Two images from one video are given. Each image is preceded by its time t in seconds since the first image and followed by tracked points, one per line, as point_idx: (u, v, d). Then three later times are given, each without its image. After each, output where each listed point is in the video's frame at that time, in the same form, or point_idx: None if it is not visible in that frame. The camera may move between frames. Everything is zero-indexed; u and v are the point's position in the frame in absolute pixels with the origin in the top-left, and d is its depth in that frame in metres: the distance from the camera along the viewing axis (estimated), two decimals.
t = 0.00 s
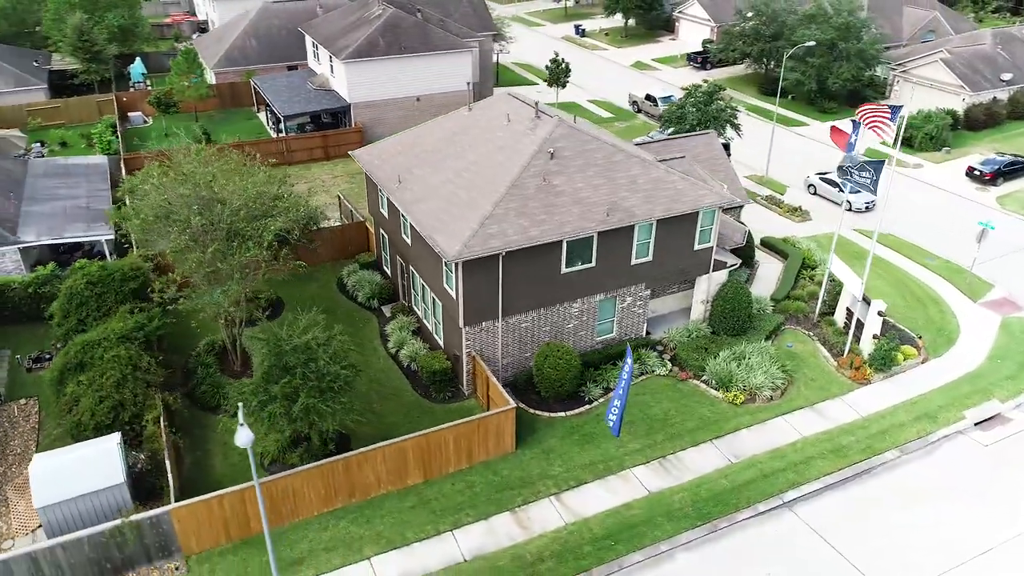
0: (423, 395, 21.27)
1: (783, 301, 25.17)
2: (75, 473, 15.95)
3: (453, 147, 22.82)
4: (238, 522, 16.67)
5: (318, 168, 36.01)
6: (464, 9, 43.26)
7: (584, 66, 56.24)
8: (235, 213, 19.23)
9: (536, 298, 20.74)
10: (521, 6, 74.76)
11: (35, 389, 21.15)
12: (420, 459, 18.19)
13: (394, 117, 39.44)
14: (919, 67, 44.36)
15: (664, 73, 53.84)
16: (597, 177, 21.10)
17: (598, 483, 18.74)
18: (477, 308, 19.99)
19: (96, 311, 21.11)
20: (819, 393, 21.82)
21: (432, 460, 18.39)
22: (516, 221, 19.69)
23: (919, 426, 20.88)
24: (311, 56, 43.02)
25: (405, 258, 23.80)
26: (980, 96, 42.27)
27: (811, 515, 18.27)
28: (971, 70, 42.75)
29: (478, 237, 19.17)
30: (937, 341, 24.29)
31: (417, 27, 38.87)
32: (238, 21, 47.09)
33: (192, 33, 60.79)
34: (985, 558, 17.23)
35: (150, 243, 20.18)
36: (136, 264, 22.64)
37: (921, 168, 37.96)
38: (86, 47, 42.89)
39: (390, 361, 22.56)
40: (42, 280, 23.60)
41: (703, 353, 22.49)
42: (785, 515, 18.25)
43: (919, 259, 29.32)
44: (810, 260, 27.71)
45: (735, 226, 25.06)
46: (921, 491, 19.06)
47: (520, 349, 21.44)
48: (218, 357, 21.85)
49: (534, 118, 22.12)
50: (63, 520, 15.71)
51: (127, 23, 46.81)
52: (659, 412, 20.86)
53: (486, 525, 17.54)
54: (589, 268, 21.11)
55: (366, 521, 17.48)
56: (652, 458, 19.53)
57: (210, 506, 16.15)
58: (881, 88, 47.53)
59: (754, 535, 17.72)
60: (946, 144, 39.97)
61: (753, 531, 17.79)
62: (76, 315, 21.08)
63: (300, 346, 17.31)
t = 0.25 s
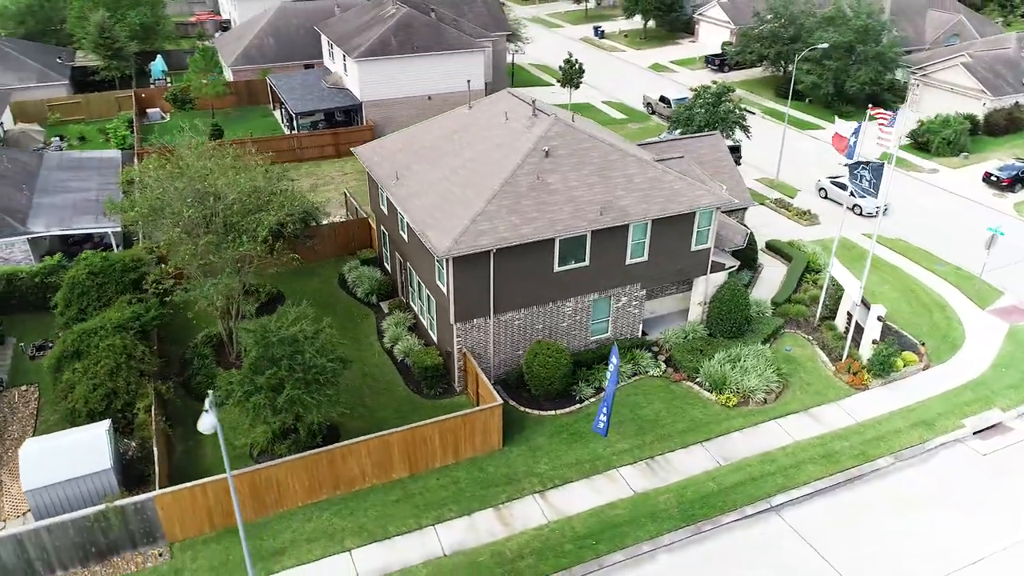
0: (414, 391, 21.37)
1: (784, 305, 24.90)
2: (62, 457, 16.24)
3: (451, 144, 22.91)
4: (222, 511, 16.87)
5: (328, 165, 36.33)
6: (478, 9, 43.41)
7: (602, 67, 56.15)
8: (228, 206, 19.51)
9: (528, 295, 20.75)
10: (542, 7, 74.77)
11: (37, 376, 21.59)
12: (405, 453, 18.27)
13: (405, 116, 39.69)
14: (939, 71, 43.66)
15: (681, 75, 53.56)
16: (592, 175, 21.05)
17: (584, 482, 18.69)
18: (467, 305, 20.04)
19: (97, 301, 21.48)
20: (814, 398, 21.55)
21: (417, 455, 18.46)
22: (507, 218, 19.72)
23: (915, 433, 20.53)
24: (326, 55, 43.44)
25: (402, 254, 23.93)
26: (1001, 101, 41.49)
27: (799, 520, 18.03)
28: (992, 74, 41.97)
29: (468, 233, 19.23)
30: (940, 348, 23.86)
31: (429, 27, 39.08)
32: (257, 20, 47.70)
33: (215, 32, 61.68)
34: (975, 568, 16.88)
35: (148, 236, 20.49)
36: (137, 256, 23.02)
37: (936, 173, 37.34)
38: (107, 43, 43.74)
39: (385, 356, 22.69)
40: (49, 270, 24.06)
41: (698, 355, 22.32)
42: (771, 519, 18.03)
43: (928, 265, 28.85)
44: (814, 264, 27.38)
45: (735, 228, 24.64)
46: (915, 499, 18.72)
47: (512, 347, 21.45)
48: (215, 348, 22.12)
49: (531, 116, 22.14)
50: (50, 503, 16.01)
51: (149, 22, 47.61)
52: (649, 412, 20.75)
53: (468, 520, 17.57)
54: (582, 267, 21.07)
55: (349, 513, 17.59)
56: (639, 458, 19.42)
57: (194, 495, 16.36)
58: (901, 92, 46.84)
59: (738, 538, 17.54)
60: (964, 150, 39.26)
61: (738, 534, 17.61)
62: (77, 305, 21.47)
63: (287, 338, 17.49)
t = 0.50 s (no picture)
0: (406, 386, 21.48)
1: (784, 308, 24.64)
2: (52, 442, 16.54)
3: (450, 141, 22.99)
4: (207, 500, 17.08)
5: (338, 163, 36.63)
6: (492, 9, 43.51)
7: (619, 69, 55.99)
8: (222, 199, 19.74)
9: (519, 293, 20.75)
10: (563, 9, 74.70)
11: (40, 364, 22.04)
12: (390, 447, 18.36)
13: (417, 115, 39.90)
14: (959, 75, 42.92)
15: (698, 77, 53.21)
16: (587, 174, 20.99)
17: (569, 480, 18.64)
18: (458, 301, 20.09)
19: (97, 292, 21.86)
20: (809, 402, 21.29)
21: (403, 449, 18.55)
22: (499, 215, 19.75)
23: (911, 440, 20.19)
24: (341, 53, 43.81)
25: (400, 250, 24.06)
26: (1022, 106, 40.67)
27: (786, 525, 17.81)
28: (1013, 78, 41.16)
29: (459, 230, 19.28)
30: (942, 354, 23.46)
31: (441, 26, 39.25)
32: (275, 19, 48.24)
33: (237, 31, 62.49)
34: None
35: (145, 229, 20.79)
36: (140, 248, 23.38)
37: (952, 178, 36.71)
38: (128, 41, 44.52)
39: (379, 351, 22.82)
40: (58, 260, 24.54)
41: (692, 356, 22.16)
42: (757, 522, 17.83)
43: (937, 270, 28.37)
44: (818, 267, 27.06)
45: (736, 229, 24.42)
46: (908, 506, 18.41)
47: (504, 344, 21.47)
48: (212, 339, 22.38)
49: (529, 114, 22.14)
50: (38, 487, 16.31)
51: (170, 20, 48.37)
52: (640, 412, 20.64)
53: (450, 516, 17.60)
54: (575, 265, 21.03)
55: (333, 505, 17.71)
56: (627, 458, 19.32)
57: (178, 483, 16.58)
58: (921, 96, 46.09)
59: (722, 540, 17.36)
60: (982, 155, 38.54)
61: (723, 537, 17.44)
62: (79, 295, 21.88)
63: (274, 330, 17.65)
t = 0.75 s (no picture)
0: (398, 382, 21.60)
1: (783, 313, 24.36)
2: (42, 430, 16.82)
3: (448, 140, 23.10)
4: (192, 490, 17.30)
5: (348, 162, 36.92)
6: (506, 11, 43.68)
7: (635, 72, 55.83)
8: (218, 194, 20.01)
9: (512, 292, 20.76)
10: (583, 12, 74.64)
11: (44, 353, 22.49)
12: (377, 443, 18.49)
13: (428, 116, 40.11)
14: (979, 80, 42.23)
15: (715, 81, 52.85)
16: (582, 174, 20.94)
17: (554, 480, 18.61)
18: (449, 299, 20.15)
19: (99, 284, 22.25)
20: (804, 407, 21.03)
21: (389, 444, 18.66)
22: (491, 214, 19.78)
23: (905, 448, 19.85)
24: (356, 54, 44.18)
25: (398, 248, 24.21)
26: None
27: (772, 530, 17.58)
28: None
29: (450, 228, 19.35)
30: (944, 362, 23.06)
31: (453, 27, 39.48)
32: (293, 20, 48.79)
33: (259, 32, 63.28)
34: None
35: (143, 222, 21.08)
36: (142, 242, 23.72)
37: (968, 185, 36.10)
38: (148, 40, 45.24)
39: (374, 348, 22.98)
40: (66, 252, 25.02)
41: (686, 359, 22.01)
42: (742, 527, 17.62)
43: (945, 277, 27.90)
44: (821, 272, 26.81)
45: (736, 232, 24.28)
46: (900, 515, 18.09)
47: (496, 343, 21.50)
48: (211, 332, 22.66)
49: (526, 114, 22.16)
50: (27, 474, 16.60)
51: (191, 21, 49.19)
52: (631, 414, 20.53)
53: (433, 512, 17.63)
54: (569, 265, 21.00)
55: (317, 499, 17.82)
56: (615, 460, 19.23)
57: (164, 472, 16.81)
58: (941, 102, 45.36)
59: (706, 543, 17.20)
60: (1000, 161, 37.84)
61: (708, 541, 17.25)
62: (81, 287, 22.28)
63: (263, 323, 17.83)
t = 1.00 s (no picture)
0: (391, 380, 21.71)
1: (782, 319, 24.11)
2: (33, 418, 17.16)
3: (447, 139, 23.20)
4: (180, 480, 17.54)
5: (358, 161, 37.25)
6: (520, 13, 43.81)
7: (652, 77, 55.66)
8: (214, 191, 20.30)
9: (503, 292, 20.77)
10: (604, 16, 74.59)
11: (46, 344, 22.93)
12: (364, 439, 18.60)
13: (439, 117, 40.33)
14: (1000, 87, 41.49)
15: (732, 86, 52.50)
16: (577, 175, 20.92)
17: (540, 479, 18.58)
18: (440, 298, 20.22)
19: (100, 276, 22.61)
20: (797, 413, 20.78)
21: (376, 441, 18.76)
22: (483, 213, 19.85)
23: (899, 457, 19.53)
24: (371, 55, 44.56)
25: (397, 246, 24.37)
26: None
27: (758, 536, 17.38)
28: None
29: (442, 226, 19.44)
30: (946, 371, 22.66)
31: (466, 29, 39.67)
32: (311, 21, 49.34)
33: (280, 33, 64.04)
34: None
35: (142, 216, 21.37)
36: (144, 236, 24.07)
37: (984, 193, 35.47)
38: (168, 40, 46.03)
39: (370, 346, 23.13)
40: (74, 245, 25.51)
41: (680, 362, 21.86)
42: (727, 532, 17.45)
43: (953, 285, 27.44)
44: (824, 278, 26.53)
45: (735, 236, 24.09)
46: (891, 524, 17.80)
47: (488, 342, 21.52)
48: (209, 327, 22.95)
49: (523, 114, 22.21)
50: (18, 461, 16.94)
51: (211, 22, 49.95)
52: (621, 416, 20.44)
53: (417, 508, 17.70)
54: (562, 266, 20.99)
55: (302, 493, 17.98)
56: (602, 461, 19.16)
57: (151, 462, 17.07)
58: (961, 109, 44.62)
59: (690, 547, 17.04)
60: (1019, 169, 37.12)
61: (691, 544, 17.11)
62: (83, 280, 22.66)
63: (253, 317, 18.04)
